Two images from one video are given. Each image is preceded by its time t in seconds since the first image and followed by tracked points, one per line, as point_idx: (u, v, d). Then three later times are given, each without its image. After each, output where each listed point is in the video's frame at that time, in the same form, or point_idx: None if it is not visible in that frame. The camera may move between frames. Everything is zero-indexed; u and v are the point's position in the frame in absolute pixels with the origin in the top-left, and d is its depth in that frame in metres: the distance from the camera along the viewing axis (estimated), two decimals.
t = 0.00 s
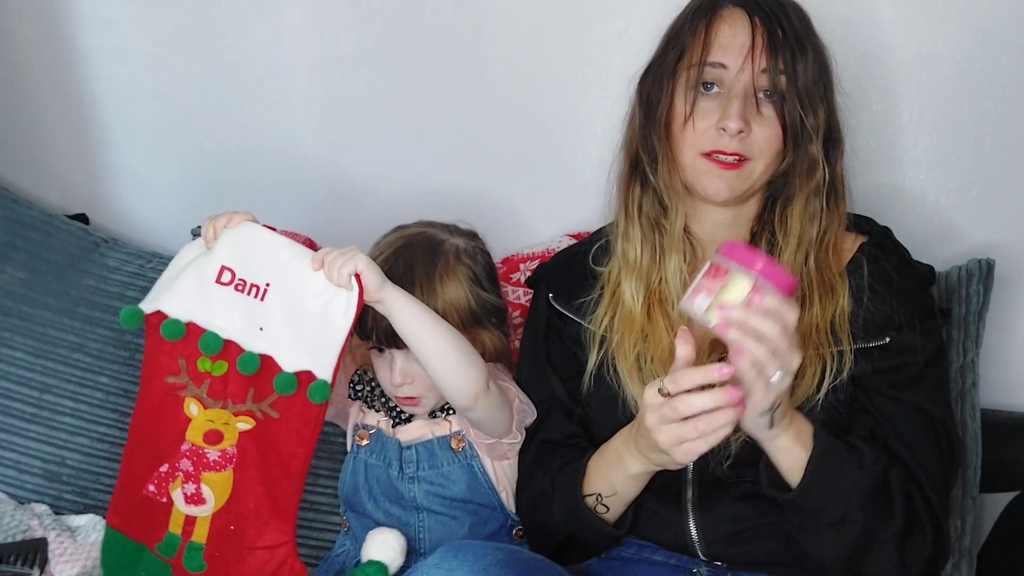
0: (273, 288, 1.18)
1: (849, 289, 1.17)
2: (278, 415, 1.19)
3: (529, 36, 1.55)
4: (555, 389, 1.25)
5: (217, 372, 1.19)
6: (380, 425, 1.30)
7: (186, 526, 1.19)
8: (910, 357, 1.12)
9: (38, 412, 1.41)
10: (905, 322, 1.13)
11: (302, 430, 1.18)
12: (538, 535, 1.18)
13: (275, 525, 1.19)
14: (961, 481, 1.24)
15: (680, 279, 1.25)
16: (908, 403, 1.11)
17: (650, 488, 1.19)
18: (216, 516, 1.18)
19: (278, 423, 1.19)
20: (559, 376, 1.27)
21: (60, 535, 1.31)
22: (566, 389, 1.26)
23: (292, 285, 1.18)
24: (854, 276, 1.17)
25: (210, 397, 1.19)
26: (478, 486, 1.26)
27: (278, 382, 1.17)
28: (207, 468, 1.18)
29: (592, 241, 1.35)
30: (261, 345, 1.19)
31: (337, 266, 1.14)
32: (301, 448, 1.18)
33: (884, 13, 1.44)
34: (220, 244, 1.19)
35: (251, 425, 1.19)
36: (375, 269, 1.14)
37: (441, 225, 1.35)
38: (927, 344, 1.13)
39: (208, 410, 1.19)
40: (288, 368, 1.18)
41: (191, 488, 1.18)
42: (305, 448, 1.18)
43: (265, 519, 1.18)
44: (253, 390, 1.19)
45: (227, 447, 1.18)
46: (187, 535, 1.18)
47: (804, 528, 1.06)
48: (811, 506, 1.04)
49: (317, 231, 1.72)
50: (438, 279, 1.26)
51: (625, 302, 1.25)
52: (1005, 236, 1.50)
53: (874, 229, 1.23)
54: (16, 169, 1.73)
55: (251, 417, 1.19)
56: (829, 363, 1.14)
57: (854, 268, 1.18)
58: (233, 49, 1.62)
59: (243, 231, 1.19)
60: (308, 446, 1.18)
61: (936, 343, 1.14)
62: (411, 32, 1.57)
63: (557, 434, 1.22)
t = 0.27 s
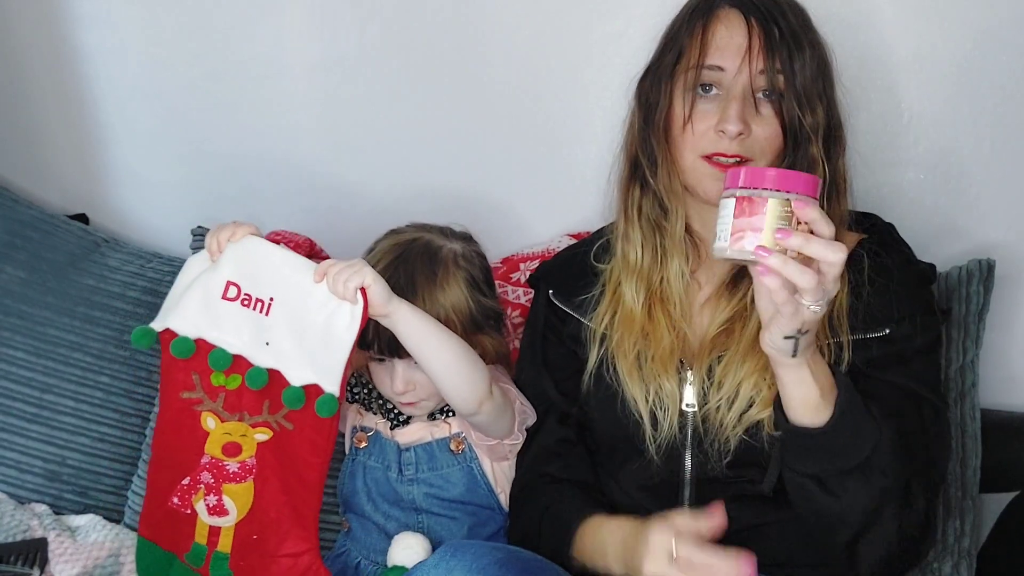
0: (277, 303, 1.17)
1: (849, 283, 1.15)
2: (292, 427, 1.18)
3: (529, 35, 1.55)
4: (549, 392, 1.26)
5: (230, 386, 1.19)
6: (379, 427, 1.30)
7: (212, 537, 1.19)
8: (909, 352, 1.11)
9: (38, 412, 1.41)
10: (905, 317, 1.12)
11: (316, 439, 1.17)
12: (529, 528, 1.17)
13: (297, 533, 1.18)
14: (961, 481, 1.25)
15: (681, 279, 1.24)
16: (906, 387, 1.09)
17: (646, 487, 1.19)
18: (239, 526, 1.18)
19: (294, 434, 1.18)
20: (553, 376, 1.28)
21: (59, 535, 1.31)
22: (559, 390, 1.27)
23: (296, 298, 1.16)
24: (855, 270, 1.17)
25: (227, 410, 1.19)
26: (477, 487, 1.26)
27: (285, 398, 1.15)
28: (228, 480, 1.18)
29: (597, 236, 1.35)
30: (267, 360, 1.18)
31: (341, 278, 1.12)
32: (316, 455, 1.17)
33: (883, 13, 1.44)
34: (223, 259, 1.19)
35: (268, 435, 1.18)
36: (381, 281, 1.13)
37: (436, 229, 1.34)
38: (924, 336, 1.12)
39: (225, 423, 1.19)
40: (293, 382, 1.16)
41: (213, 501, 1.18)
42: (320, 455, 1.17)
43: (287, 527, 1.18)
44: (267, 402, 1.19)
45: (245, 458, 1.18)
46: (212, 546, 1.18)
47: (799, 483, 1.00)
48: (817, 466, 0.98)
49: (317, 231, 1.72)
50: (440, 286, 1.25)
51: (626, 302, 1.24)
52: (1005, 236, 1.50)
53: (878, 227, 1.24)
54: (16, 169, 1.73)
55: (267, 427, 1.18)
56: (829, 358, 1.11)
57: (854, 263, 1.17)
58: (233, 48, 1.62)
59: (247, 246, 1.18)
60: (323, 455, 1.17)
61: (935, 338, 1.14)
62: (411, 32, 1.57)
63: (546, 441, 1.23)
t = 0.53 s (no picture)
0: (268, 306, 1.16)
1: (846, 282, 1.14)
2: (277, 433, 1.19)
3: (529, 35, 1.54)
4: (546, 391, 1.27)
5: (219, 388, 1.20)
6: (377, 427, 1.29)
7: (191, 536, 1.21)
8: (903, 352, 1.11)
9: (36, 412, 1.42)
10: (900, 316, 1.12)
11: (299, 450, 1.17)
12: (528, 528, 1.18)
13: (275, 539, 1.20)
14: (960, 481, 1.25)
15: (680, 279, 1.23)
16: (897, 386, 1.08)
17: (642, 488, 1.19)
18: (219, 528, 1.20)
19: (278, 441, 1.19)
20: (549, 376, 1.28)
21: (59, 535, 1.32)
22: (556, 389, 1.27)
23: (287, 302, 1.15)
24: (852, 270, 1.16)
25: (214, 412, 1.20)
26: (476, 487, 1.26)
27: (272, 403, 1.15)
28: (210, 481, 1.20)
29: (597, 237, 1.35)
30: (257, 364, 1.17)
31: (329, 287, 1.11)
32: (299, 466, 1.17)
33: (884, 12, 1.44)
34: (223, 261, 1.18)
35: (253, 440, 1.19)
36: (372, 290, 1.11)
37: (436, 231, 1.34)
38: (919, 337, 1.12)
39: (212, 424, 1.20)
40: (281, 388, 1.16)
41: (195, 500, 1.20)
42: (303, 466, 1.17)
43: (267, 533, 1.20)
44: (254, 406, 1.20)
45: (230, 461, 1.19)
46: (191, 545, 1.21)
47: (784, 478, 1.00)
48: (803, 460, 0.98)
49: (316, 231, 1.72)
50: (438, 289, 1.24)
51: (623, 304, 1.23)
52: (1005, 236, 1.50)
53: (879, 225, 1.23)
54: (16, 169, 1.74)
55: (253, 432, 1.19)
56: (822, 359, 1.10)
57: (852, 262, 1.17)
58: (232, 48, 1.62)
59: (245, 249, 1.17)
60: (305, 464, 1.17)
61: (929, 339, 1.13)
62: (410, 32, 1.57)
63: (541, 442, 1.24)
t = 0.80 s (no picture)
0: (252, 317, 1.16)
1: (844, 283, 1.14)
2: (253, 442, 1.19)
3: (528, 35, 1.54)
4: (544, 391, 1.27)
5: (198, 393, 1.20)
6: (370, 430, 1.29)
7: (163, 537, 1.22)
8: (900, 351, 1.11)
9: (36, 412, 1.42)
10: (897, 316, 1.12)
11: (276, 461, 1.17)
12: (528, 529, 1.18)
13: (244, 548, 1.20)
14: (960, 482, 1.24)
15: (678, 280, 1.23)
16: (891, 383, 1.09)
17: (640, 488, 1.19)
18: (190, 532, 1.21)
19: (253, 450, 1.19)
20: (548, 377, 1.28)
21: (59, 535, 1.32)
22: (555, 390, 1.27)
23: (268, 314, 1.15)
24: (849, 271, 1.16)
25: (193, 417, 1.20)
26: (471, 488, 1.26)
27: (250, 413, 1.16)
28: (185, 485, 1.20)
29: (597, 237, 1.35)
30: (238, 373, 1.17)
31: (311, 303, 1.10)
32: (274, 477, 1.18)
33: (884, 12, 1.44)
34: (211, 267, 1.19)
35: (230, 447, 1.19)
36: (352, 306, 1.09)
37: (433, 231, 1.34)
38: (915, 336, 1.11)
39: (189, 429, 1.20)
40: (259, 400, 1.16)
41: (168, 503, 1.21)
42: (278, 477, 1.18)
43: (236, 541, 1.20)
44: (232, 414, 1.19)
45: (205, 466, 1.19)
46: (162, 547, 1.22)
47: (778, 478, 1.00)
48: (798, 460, 0.98)
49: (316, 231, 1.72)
50: (432, 295, 1.24)
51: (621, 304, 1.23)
52: (1005, 236, 1.50)
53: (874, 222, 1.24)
54: (16, 169, 1.74)
55: (230, 440, 1.19)
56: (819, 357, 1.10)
57: (849, 261, 1.17)
58: (232, 48, 1.62)
59: (231, 257, 1.18)
60: (279, 476, 1.18)
61: (927, 339, 1.13)
62: (410, 32, 1.57)
63: (540, 443, 1.24)
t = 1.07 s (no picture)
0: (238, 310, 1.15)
1: (841, 282, 1.14)
2: (236, 434, 1.19)
3: (529, 35, 1.54)
4: (543, 390, 1.27)
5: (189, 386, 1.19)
6: (358, 441, 1.28)
7: (150, 530, 1.21)
8: (896, 349, 1.11)
9: (36, 412, 1.42)
10: (894, 315, 1.11)
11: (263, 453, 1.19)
12: (527, 530, 1.18)
13: (231, 540, 1.20)
14: (960, 482, 1.25)
15: (678, 279, 1.23)
16: (886, 381, 1.09)
17: (639, 488, 1.19)
18: (178, 524, 1.20)
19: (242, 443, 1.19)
20: (547, 377, 1.28)
21: (59, 534, 1.32)
22: (554, 390, 1.27)
23: (252, 307, 1.14)
24: (846, 270, 1.16)
25: (183, 409, 1.19)
26: (461, 496, 1.25)
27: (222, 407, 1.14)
28: (174, 478, 1.19)
29: (596, 236, 1.35)
30: (213, 365, 1.15)
31: (291, 301, 1.11)
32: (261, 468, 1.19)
33: (884, 12, 1.44)
34: (200, 260, 1.16)
35: (220, 439, 1.19)
36: (328, 308, 1.10)
37: (420, 241, 1.33)
38: (910, 335, 1.11)
39: (180, 421, 1.19)
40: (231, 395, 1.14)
41: (157, 495, 1.20)
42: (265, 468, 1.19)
43: (223, 534, 1.20)
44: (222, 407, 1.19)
45: (194, 459, 1.19)
46: (149, 540, 1.21)
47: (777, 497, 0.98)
48: (794, 477, 0.96)
49: (316, 231, 1.72)
50: (424, 304, 1.24)
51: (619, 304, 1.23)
52: (1005, 236, 1.50)
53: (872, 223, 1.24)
54: (16, 168, 1.74)
55: (219, 432, 1.19)
56: (816, 356, 1.10)
57: (846, 260, 1.17)
58: (232, 48, 1.62)
59: (221, 252, 1.16)
60: (264, 470, 1.19)
61: (923, 337, 1.13)
62: (410, 32, 1.57)
63: (540, 443, 1.25)
